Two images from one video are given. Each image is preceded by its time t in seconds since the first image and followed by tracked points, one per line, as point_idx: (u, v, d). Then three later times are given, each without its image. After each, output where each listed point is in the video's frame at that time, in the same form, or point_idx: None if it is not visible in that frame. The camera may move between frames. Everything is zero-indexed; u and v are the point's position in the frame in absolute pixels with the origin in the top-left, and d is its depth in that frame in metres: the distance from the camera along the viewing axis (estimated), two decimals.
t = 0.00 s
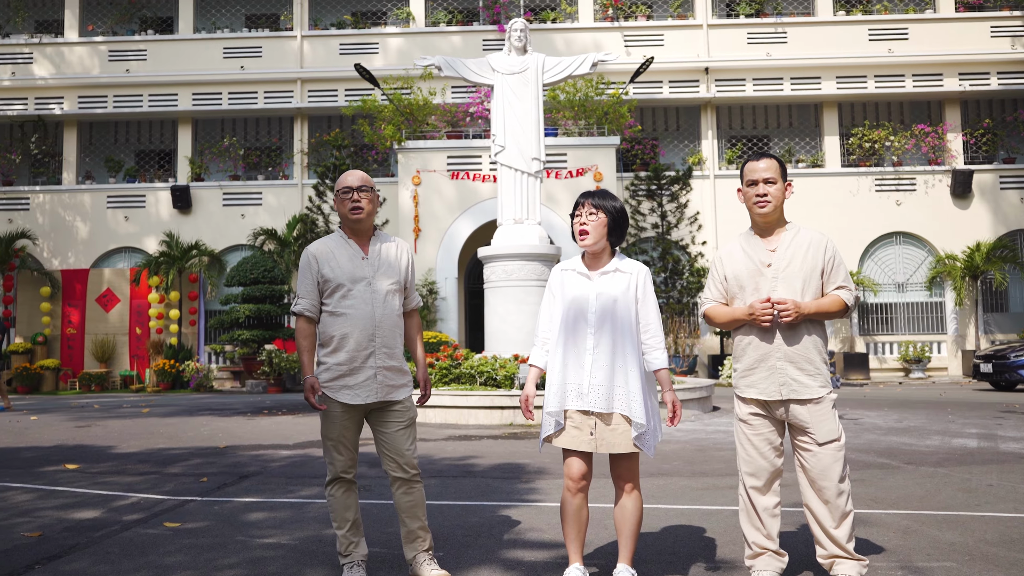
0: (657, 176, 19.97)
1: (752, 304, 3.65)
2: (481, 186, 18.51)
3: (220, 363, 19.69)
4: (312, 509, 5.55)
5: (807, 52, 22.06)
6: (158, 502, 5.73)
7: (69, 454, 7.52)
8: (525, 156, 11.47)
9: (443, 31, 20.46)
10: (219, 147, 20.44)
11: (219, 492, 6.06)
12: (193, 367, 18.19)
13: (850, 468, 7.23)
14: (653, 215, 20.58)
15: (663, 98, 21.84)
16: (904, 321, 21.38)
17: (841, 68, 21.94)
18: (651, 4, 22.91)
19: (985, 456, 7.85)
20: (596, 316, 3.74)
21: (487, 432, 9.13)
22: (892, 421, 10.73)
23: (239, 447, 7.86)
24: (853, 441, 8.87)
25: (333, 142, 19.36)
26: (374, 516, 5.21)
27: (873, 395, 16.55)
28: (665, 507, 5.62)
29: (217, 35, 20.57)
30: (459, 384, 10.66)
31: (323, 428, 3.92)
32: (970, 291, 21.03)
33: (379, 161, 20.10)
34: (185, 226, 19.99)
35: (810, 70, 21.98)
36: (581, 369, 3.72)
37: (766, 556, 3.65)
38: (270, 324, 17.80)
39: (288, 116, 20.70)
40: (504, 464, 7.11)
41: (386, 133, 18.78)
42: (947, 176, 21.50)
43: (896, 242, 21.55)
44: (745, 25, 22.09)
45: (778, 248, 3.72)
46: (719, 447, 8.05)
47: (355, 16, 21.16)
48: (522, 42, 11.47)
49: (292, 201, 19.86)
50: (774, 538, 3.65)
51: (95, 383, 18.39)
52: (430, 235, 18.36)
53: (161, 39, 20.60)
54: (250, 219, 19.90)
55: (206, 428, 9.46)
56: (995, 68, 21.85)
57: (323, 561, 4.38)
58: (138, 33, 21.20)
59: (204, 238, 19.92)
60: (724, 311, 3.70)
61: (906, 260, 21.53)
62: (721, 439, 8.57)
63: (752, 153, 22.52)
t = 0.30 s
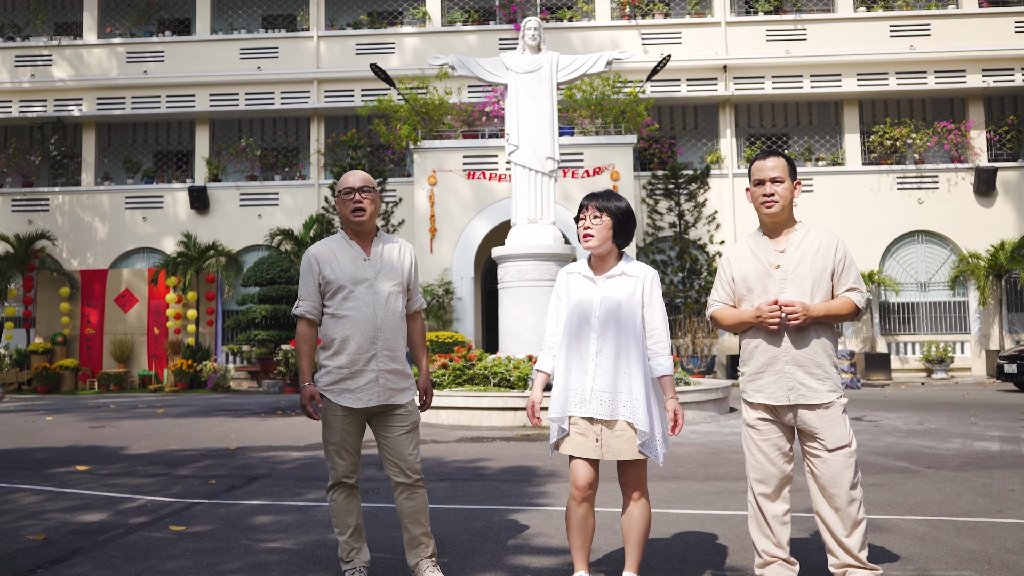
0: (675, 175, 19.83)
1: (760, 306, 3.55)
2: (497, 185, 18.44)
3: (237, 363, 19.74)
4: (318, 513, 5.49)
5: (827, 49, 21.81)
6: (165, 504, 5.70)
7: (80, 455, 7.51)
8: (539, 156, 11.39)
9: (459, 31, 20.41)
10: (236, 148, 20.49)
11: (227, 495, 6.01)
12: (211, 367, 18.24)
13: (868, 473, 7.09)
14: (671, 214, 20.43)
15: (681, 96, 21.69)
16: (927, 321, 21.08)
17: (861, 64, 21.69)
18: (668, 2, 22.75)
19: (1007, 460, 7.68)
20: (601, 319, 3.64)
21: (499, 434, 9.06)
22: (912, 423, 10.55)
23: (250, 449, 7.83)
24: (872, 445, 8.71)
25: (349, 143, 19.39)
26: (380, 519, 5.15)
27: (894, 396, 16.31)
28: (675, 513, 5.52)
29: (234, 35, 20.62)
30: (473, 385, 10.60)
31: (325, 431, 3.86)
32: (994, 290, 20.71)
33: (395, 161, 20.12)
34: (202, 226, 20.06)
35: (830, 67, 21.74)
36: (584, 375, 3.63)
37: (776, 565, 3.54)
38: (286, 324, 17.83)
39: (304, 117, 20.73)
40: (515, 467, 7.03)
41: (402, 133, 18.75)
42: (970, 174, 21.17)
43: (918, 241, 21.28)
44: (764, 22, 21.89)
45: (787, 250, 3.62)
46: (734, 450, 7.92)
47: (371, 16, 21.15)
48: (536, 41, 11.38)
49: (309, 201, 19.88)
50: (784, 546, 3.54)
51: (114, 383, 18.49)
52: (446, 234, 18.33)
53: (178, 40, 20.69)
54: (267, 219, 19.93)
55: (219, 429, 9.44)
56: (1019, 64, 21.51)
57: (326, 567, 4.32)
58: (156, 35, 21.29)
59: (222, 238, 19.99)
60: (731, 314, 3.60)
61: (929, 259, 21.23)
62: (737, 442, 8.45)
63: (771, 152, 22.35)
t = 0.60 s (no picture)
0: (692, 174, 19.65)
1: (764, 309, 3.45)
2: (513, 184, 18.37)
3: (255, 363, 19.80)
4: (323, 516, 5.43)
5: (847, 46, 21.54)
6: (170, 507, 5.67)
7: (90, 457, 7.51)
8: (553, 155, 11.30)
9: (475, 30, 20.34)
10: (254, 148, 20.54)
11: (233, 497, 5.98)
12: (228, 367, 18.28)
13: (884, 477, 6.94)
14: (688, 213, 20.25)
15: (698, 94, 21.54)
16: (950, 320, 20.77)
17: (882, 61, 21.42)
18: None
19: None
20: (602, 321, 3.55)
21: (511, 436, 8.97)
22: (933, 426, 10.36)
23: (260, 451, 7.79)
24: (891, 447, 8.55)
25: (364, 143, 19.34)
26: (383, 524, 5.07)
27: (915, 397, 16.06)
28: (684, 518, 5.41)
29: (251, 36, 20.67)
30: (486, 386, 10.53)
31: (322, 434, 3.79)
32: (1019, 289, 20.36)
33: (412, 161, 20.12)
34: (219, 226, 20.13)
35: (851, 64, 21.47)
36: (584, 379, 3.55)
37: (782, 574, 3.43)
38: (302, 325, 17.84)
39: (321, 117, 20.76)
40: (525, 469, 6.95)
41: (418, 133, 18.71)
42: (994, 172, 20.84)
43: (941, 240, 20.97)
44: (783, 19, 21.66)
45: (792, 251, 3.52)
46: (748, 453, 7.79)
47: (388, 16, 21.15)
48: (549, 39, 11.30)
49: (326, 201, 19.89)
50: (791, 555, 3.43)
51: (132, 383, 18.59)
52: (463, 235, 18.27)
53: (196, 41, 20.77)
54: (284, 219, 19.95)
55: (231, 430, 9.42)
56: None
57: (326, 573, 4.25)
58: (173, 36, 21.37)
59: (239, 238, 20.04)
60: (735, 316, 3.51)
61: (952, 258, 20.91)
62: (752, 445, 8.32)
63: (791, 150, 22.18)
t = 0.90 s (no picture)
0: (713, 173, 19.44)
1: (772, 312, 3.34)
2: (531, 183, 18.27)
3: (275, 364, 19.85)
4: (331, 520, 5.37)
5: (871, 42, 21.23)
6: (178, 510, 5.63)
7: (103, 458, 7.50)
8: (569, 154, 11.20)
9: (494, 29, 20.27)
10: (273, 148, 20.58)
11: (242, 500, 5.93)
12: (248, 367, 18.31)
13: (905, 482, 6.78)
14: (709, 213, 20.05)
15: (719, 92, 21.36)
16: (977, 321, 20.42)
17: (907, 58, 21.09)
18: None
19: None
20: (604, 324, 3.45)
21: (526, 438, 8.88)
22: (958, 429, 10.15)
23: (272, 453, 7.76)
24: (913, 451, 8.38)
25: (382, 143, 19.30)
26: (390, 529, 5.00)
27: (941, 399, 15.78)
28: (697, 525, 5.29)
29: (270, 38, 20.74)
30: (502, 387, 10.44)
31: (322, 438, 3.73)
32: None
33: (431, 161, 20.11)
34: (239, 227, 20.19)
35: (875, 60, 21.17)
36: (587, 383, 3.46)
37: None
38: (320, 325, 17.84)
39: (340, 117, 20.80)
40: (538, 473, 6.86)
41: (437, 133, 18.66)
42: (1022, 169, 20.46)
43: (968, 239, 20.61)
44: (806, 16, 21.39)
45: (801, 252, 3.41)
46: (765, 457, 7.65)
47: (406, 16, 21.14)
48: (565, 37, 11.20)
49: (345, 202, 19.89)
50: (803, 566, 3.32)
51: (153, 383, 18.71)
52: (482, 235, 18.20)
53: (216, 43, 20.87)
54: (303, 220, 19.99)
55: (245, 431, 9.40)
56: None
57: None
58: (194, 37, 21.48)
59: (259, 239, 20.09)
60: (743, 319, 3.40)
61: (979, 257, 20.57)
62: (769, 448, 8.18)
63: (814, 148, 21.96)
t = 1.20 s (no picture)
0: (738, 170, 19.19)
1: (786, 312, 3.23)
2: (553, 182, 18.14)
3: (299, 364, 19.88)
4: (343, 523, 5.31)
5: (899, 37, 20.89)
6: (190, 512, 5.59)
7: (119, 459, 7.49)
8: (590, 152, 11.08)
9: (516, 28, 20.19)
10: (296, 149, 20.66)
11: (255, 502, 5.89)
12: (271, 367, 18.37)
13: (931, 487, 6.60)
14: (734, 211, 19.80)
15: (744, 89, 21.12)
16: (1010, 320, 19.98)
17: (936, 53, 20.76)
18: None
19: None
20: (610, 325, 3.36)
21: (544, 440, 8.77)
22: (988, 431, 9.91)
23: (288, 454, 7.72)
24: (941, 454, 8.18)
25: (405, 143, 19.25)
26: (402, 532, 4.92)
27: (973, 400, 15.44)
28: (714, 530, 5.17)
29: (293, 38, 20.81)
30: (522, 387, 10.34)
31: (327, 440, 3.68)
32: None
33: (453, 161, 20.07)
34: (263, 228, 20.26)
35: (904, 56, 20.84)
36: (591, 386, 3.37)
37: None
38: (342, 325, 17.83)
39: (362, 117, 20.81)
40: (554, 476, 6.76)
41: (459, 132, 18.60)
42: None
43: (1000, 237, 20.21)
44: (832, 11, 21.08)
45: (816, 249, 3.29)
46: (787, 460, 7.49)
47: (429, 16, 21.12)
48: (585, 34, 11.06)
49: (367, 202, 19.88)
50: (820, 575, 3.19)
51: (178, 382, 18.85)
52: (504, 235, 18.12)
53: (239, 44, 20.97)
54: (326, 220, 20.02)
55: (263, 432, 9.37)
56: None
57: None
58: (217, 38, 21.60)
59: (282, 239, 20.14)
60: (758, 319, 3.29)
61: (1011, 255, 20.15)
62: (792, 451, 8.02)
63: (841, 145, 21.67)
